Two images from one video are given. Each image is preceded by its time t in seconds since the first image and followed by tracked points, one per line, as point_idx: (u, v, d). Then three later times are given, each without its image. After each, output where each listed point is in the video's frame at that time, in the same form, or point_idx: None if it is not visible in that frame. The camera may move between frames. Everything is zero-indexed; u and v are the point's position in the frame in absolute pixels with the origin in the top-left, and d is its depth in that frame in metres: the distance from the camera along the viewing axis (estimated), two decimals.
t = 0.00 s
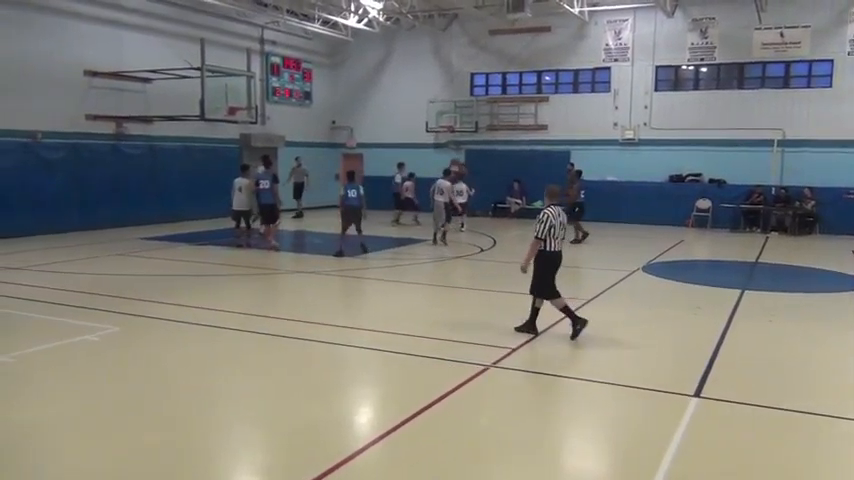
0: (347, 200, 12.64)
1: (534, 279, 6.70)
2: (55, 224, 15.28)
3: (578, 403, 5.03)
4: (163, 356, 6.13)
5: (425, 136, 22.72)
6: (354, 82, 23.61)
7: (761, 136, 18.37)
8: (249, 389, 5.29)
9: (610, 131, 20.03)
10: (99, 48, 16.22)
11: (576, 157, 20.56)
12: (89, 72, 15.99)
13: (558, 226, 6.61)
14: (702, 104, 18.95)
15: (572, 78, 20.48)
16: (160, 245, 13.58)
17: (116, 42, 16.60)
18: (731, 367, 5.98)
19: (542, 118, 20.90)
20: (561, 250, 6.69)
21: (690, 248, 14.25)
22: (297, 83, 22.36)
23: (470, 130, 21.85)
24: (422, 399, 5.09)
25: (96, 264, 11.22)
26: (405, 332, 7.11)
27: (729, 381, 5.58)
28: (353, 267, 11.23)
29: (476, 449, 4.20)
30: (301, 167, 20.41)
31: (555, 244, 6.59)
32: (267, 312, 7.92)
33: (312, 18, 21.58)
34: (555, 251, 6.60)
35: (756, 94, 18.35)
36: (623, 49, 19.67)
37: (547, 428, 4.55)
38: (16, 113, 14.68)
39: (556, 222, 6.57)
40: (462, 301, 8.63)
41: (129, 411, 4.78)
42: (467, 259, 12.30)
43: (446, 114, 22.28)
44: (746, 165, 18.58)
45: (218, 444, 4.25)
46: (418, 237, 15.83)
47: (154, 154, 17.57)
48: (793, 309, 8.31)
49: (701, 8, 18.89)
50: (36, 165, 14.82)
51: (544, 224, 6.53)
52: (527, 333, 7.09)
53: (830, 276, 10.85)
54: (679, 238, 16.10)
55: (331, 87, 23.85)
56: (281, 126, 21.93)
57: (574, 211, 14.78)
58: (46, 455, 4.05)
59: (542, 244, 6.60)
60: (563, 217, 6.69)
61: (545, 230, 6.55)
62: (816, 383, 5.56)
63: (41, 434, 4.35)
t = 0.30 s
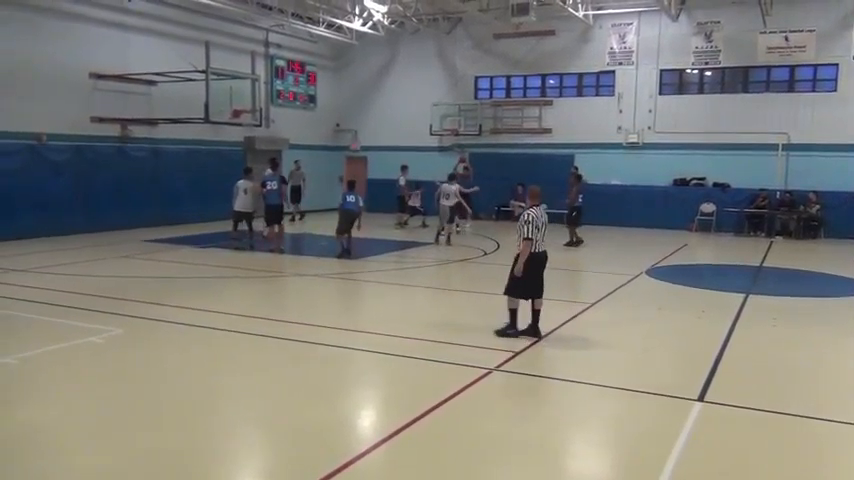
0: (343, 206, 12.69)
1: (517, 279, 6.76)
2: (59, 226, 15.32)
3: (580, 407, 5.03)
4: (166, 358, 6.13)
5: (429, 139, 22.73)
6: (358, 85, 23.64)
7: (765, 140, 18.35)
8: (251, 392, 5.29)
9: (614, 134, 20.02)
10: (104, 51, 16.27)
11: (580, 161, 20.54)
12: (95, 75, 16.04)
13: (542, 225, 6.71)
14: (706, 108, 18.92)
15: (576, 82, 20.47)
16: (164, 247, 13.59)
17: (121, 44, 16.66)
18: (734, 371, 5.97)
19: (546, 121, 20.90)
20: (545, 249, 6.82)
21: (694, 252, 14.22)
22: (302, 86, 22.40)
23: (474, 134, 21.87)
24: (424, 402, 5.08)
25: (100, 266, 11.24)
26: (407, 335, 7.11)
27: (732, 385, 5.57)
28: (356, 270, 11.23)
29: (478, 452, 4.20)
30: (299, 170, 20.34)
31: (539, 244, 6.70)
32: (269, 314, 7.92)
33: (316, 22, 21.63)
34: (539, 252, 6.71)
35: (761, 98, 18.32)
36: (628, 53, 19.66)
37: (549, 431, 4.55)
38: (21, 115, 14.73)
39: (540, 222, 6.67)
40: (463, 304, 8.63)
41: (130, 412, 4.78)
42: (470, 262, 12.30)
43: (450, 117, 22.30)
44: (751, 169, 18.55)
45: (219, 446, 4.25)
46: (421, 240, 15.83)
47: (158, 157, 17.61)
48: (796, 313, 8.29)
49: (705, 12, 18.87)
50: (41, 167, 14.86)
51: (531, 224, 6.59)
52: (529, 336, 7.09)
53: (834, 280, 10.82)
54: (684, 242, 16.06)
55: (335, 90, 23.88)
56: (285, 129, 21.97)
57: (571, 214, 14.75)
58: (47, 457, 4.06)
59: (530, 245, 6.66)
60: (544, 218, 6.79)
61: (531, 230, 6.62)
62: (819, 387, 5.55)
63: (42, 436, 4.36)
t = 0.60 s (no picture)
0: (338, 204, 12.69)
1: (494, 281, 6.85)
2: (58, 229, 15.31)
3: (579, 409, 5.02)
4: (164, 361, 6.12)
5: (428, 142, 22.74)
6: (357, 88, 23.64)
7: (764, 142, 18.36)
8: (249, 394, 5.28)
9: (612, 137, 20.04)
10: (103, 53, 16.27)
11: (578, 163, 20.56)
12: (94, 77, 16.04)
13: (515, 228, 6.75)
14: (704, 111, 18.94)
15: (575, 84, 20.49)
16: (162, 250, 13.58)
17: (120, 47, 16.66)
18: (732, 373, 5.97)
19: (545, 123, 20.91)
20: (520, 250, 6.87)
21: (693, 254, 14.23)
22: (301, 89, 22.40)
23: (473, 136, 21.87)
24: (423, 404, 5.06)
25: (98, 269, 11.22)
26: (405, 337, 7.11)
27: (731, 387, 5.56)
28: (355, 272, 11.22)
29: (477, 455, 4.18)
30: (293, 173, 19.89)
31: (514, 247, 6.76)
32: (267, 317, 7.91)
33: (315, 24, 21.64)
34: (514, 254, 6.79)
35: (759, 100, 18.34)
36: (626, 56, 19.68)
37: (548, 434, 4.54)
38: (20, 118, 14.71)
39: (513, 224, 6.71)
40: (462, 307, 8.63)
41: (127, 415, 4.78)
42: (469, 264, 12.30)
43: (448, 120, 22.31)
44: (749, 172, 18.57)
45: (216, 449, 4.23)
46: (420, 243, 15.83)
47: (157, 160, 17.61)
48: (795, 315, 8.30)
49: (704, 14, 18.87)
50: (39, 170, 14.86)
51: (505, 227, 6.63)
52: (527, 339, 7.08)
53: (833, 282, 10.82)
54: (682, 245, 16.06)
55: (334, 93, 23.90)
56: (284, 132, 21.98)
57: (567, 217, 14.68)
58: (44, 459, 4.04)
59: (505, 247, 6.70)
60: (518, 219, 6.83)
61: (506, 233, 6.66)
62: (818, 389, 5.54)
63: (38, 439, 4.34)
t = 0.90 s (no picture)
0: (323, 207, 12.66)
1: (464, 280, 7.05)
2: (47, 232, 15.23)
3: (571, 411, 5.02)
4: (155, 364, 6.10)
5: (420, 144, 22.75)
6: (348, 90, 23.63)
7: (753, 145, 18.46)
8: (241, 396, 5.27)
9: (603, 139, 20.10)
10: (93, 55, 16.22)
11: (569, 166, 20.61)
12: (84, 79, 15.96)
13: (482, 229, 6.89)
14: (694, 113, 19.04)
15: (566, 87, 20.55)
16: (152, 253, 13.53)
17: (110, 49, 16.60)
18: (722, 374, 6.00)
19: (536, 126, 20.96)
20: (490, 251, 6.98)
21: (683, 257, 14.29)
22: (292, 91, 22.39)
23: (465, 139, 21.89)
24: (415, 407, 5.06)
25: (88, 271, 11.16)
26: (397, 339, 7.10)
27: (722, 389, 5.58)
28: (346, 275, 11.21)
29: (469, 457, 4.18)
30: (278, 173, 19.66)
31: (480, 246, 6.90)
32: (258, 319, 7.89)
33: (306, 27, 21.62)
34: (480, 253, 6.92)
35: (749, 103, 18.44)
36: (617, 59, 19.75)
37: (540, 436, 4.54)
38: (10, 119, 14.63)
39: (478, 225, 6.87)
40: (453, 309, 8.63)
41: (119, 418, 4.76)
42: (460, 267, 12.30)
43: (440, 122, 22.32)
44: (739, 174, 18.66)
45: (208, 452, 4.22)
46: (411, 245, 15.83)
47: (148, 162, 17.55)
48: (784, 317, 8.35)
49: (694, 18, 18.97)
50: (29, 172, 14.80)
51: (464, 227, 6.86)
52: (519, 341, 7.09)
53: (822, 284, 10.89)
54: (673, 247, 16.12)
55: (326, 95, 23.88)
56: (275, 134, 21.95)
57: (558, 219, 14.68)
58: (36, 462, 4.03)
59: (467, 246, 6.93)
60: (487, 218, 6.94)
61: (466, 233, 6.88)
62: (808, 391, 5.57)
63: (26, 443, 4.30)
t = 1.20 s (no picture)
0: (320, 211, 12.66)
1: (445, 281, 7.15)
2: (42, 235, 15.18)
3: (568, 415, 5.01)
4: (150, 368, 6.07)
5: (416, 148, 22.75)
6: (344, 94, 23.64)
7: (748, 148, 18.52)
8: (237, 400, 5.25)
9: (599, 142, 20.13)
10: (89, 58, 16.19)
11: (565, 169, 20.64)
12: (79, 82, 15.93)
13: (462, 232, 6.99)
14: (689, 116, 19.09)
15: (562, 90, 20.58)
16: (148, 257, 13.49)
17: (106, 53, 16.57)
18: (719, 377, 6.00)
19: (532, 129, 20.99)
20: (470, 254, 7.07)
21: (679, 260, 14.31)
22: (288, 95, 22.38)
23: (461, 142, 21.91)
24: (412, 410, 5.05)
25: (83, 275, 11.12)
26: (394, 343, 7.09)
27: (718, 392, 5.58)
28: (343, 278, 11.19)
29: (466, 460, 4.17)
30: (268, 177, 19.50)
31: (459, 248, 7.01)
32: (254, 323, 7.87)
33: (302, 30, 21.62)
34: (460, 255, 7.02)
35: (744, 106, 18.49)
36: (612, 62, 19.77)
37: (537, 441, 4.51)
38: (4, 123, 14.59)
39: (457, 228, 6.97)
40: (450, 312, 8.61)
41: (115, 422, 4.74)
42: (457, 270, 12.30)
43: (436, 125, 22.32)
44: (735, 177, 18.70)
45: (204, 456, 4.20)
46: (408, 249, 15.82)
47: (143, 166, 17.51)
48: (780, 320, 8.36)
49: (689, 21, 19.03)
50: (24, 175, 14.76)
51: (443, 229, 6.98)
52: (516, 344, 7.08)
53: (817, 287, 10.92)
54: (669, 250, 16.14)
55: (321, 99, 23.89)
56: (271, 138, 21.94)
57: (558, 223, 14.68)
58: (30, 467, 4.00)
59: (446, 249, 7.05)
60: (468, 222, 7.04)
61: (446, 235, 7.00)
62: (805, 394, 5.57)
63: (22, 448, 4.28)
